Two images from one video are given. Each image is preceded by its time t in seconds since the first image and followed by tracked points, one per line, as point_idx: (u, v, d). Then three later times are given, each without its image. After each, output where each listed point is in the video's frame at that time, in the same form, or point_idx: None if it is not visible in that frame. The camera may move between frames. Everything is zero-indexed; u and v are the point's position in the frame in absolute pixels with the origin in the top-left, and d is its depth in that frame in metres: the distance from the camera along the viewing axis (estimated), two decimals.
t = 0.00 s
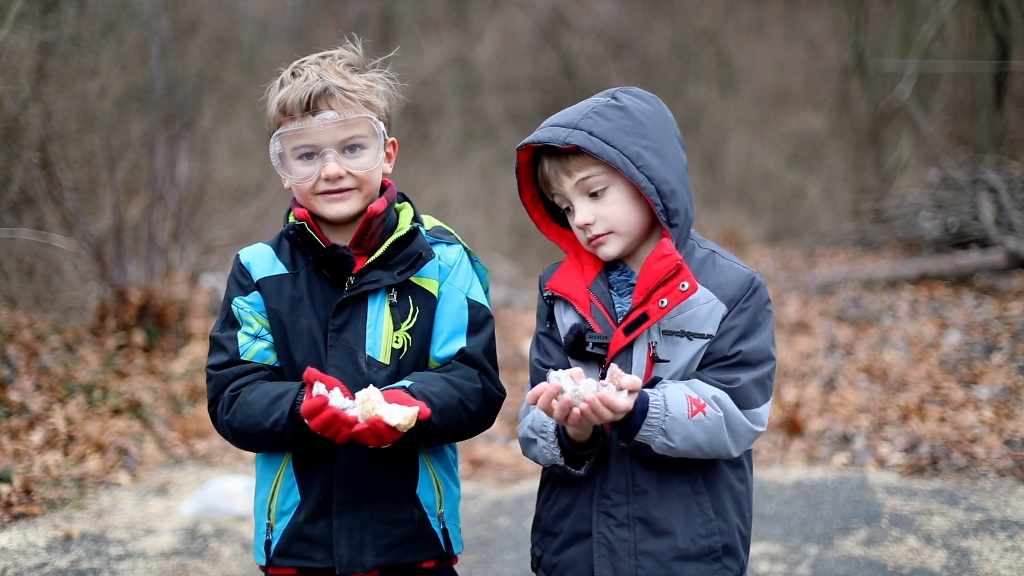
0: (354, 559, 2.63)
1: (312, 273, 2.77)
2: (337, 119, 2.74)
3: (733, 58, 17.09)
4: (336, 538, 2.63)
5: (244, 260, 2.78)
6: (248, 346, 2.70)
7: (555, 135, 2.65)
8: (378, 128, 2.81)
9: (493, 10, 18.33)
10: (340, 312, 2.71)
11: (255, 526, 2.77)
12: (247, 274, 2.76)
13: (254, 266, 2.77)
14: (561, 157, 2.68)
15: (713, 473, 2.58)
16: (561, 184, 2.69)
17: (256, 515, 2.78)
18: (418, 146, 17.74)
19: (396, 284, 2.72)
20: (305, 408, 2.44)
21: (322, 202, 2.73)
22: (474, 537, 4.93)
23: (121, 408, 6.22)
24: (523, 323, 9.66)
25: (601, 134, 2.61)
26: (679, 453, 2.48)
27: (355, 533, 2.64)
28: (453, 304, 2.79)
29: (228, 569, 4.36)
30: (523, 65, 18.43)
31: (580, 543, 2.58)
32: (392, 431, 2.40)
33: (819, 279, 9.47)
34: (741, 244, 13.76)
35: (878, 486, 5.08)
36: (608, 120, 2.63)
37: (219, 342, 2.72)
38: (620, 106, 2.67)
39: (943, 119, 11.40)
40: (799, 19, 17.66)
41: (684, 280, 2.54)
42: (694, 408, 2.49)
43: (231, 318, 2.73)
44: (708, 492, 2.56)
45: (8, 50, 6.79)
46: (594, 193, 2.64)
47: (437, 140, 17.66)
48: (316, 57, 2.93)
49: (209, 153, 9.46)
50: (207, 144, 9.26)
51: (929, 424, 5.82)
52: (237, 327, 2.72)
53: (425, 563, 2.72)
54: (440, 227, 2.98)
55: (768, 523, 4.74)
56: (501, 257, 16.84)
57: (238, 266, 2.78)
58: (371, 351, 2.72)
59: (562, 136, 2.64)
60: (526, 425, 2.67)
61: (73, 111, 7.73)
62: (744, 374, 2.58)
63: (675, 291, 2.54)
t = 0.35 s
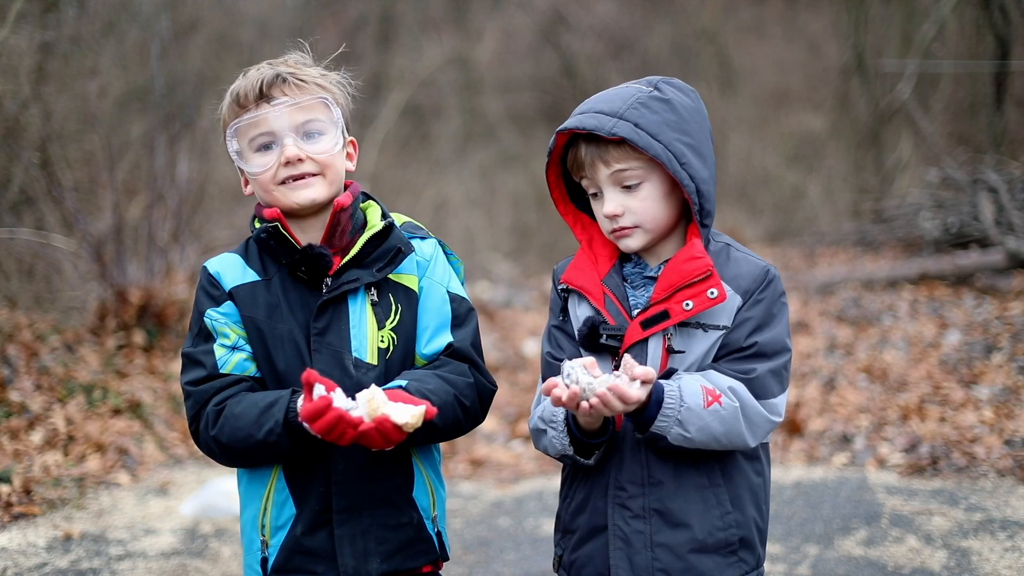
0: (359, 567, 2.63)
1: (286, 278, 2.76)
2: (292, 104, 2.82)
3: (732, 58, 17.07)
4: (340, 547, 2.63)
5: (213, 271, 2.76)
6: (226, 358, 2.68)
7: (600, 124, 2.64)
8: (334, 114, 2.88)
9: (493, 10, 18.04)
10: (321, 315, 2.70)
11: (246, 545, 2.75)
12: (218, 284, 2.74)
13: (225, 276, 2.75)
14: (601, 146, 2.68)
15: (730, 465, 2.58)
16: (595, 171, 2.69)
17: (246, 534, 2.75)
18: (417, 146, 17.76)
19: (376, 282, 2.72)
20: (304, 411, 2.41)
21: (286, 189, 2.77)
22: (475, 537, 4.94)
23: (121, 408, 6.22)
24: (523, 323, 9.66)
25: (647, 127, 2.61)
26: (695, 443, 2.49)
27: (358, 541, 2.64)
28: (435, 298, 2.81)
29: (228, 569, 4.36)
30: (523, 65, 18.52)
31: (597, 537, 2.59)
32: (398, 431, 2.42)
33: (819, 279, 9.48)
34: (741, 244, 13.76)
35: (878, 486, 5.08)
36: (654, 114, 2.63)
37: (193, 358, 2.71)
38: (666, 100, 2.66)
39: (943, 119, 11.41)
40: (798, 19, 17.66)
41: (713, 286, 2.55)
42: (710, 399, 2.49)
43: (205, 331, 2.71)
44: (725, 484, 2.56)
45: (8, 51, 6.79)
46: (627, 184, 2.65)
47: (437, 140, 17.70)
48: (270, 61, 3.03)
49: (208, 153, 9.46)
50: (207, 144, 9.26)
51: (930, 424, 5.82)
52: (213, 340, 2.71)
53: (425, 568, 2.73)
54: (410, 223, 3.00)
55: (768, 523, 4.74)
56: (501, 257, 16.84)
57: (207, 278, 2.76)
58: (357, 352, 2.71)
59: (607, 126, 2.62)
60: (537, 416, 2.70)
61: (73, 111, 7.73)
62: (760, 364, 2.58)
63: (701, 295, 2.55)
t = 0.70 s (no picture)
0: (355, 565, 2.63)
1: (290, 276, 2.76)
2: (302, 105, 2.82)
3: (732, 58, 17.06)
4: (336, 545, 2.63)
5: (217, 269, 2.77)
6: (229, 355, 2.68)
7: (614, 116, 2.62)
8: (343, 116, 2.88)
9: (493, 9, 18.06)
10: (324, 314, 2.70)
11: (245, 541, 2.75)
12: (222, 281, 2.74)
13: (229, 273, 2.75)
14: (614, 139, 2.65)
15: (725, 461, 2.58)
16: (605, 165, 2.66)
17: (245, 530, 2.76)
18: (417, 146, 17.77)
19: (379, 282, 2.72)
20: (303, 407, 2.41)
21: (291, 192, 2.77)
22: (475, 537, 4.94)
23: (121, 408, 6.22)
24: (523, 323, 9.66)
25: (660, 122, 2.60)
26: (689, 430, 2.49)
27: (354, 539, 2.64)
28: (437, 300, 2.80)
29: (228, 569, 4.36)
30: (523, 65, 18.49)
31: (592, 536, 2.58)
32: (393, 430, 2.42)
33: (820, 279, 9.48)
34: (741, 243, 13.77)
35: (878, 486, 5.08)
36: (666, 110, 2.63)
37: (197, 354, 2.70)
38: (675, 97, 2.67)
39: (943, 119, 11.41)
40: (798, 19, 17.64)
41: (704, 281, 2.55)
42: (703, 383, 2.50)
43: (208, 328, 2.71)
44: (721, 480, 2.56)
45: (8, 51, 6.79)
46: (636, 182, 2.64)
47: (436, 140, 17.73)
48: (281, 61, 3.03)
49: (208, 153, 9.46)
50: (207, 144, 9.26)
51: (929, 425, 5.82)
52: (216, 337, 2.70)
53: (422, 567, 2.73)
54: (415, 224, 3.00)
55: (768, 523, 4.75)
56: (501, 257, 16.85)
57: (212, 275, 2.76)
58: (358, 352, 2.71)
59: (622, 119, 2.61)
60: (528, 411, 2.67)
61: (73, 111, 7.73)
62: (753, 357, 2.58)
63: (693, 291, 2.55)
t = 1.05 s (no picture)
0: (364, 557, 2.63)
1: (322, 271, 2.75)
2: (348, 107, 2.79)
3: (732, 58, 17.05)
4: (347, 535, 2.63)
5: (253, 257, 2.75)
6: (259, 345, 2.68)
7: (620, 120, 2.60)
8: (388, 120, 2.84)
9: (493, 10, 18.07)
10: (352, 312, 2.70)
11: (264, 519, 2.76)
12: (257, 271, 2.74)
13: (264, 263, 2.74)
14: (618, 143, 2.64)
15: (723, 461, 2.58)
16: (609, 168, 2.65)
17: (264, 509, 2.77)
18: (417, 146, 17.79)
19: (407, 285, 2.72)
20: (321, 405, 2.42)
21: (330, 190, 2.76)
22: (475, 537, 4.94)
23: (121, 408, 6.22)
24: (523, 323, 9.66)
25: (666, 126, 2.60)
26: (688, 430, 2.49)
27: (366, 531, 2.64)
28: (462, 304, 2.80)
29: (229, 569, 4.36)
30: (523, 65, 18.49)
31: (591, 537, 2.57)
32: (405, 433, 2.42)
33: (820, 279, 9.49)
34: (741, 243, 13.78)
35: (878, 486, 5.08)
36: (672, 115, 2.62)
37: (229, 339, 2.70)
38: (679, 101, 2.66)
39: (943, 119, 11.42)
40: (798, 19, 17.64)
41: (702, 284, 2.55)
42: (701, 383, 2.50)
43: (241, 316, 2.71)
44: (720, 480, 2.56)
45: (8, 51, 6.80)
46: (639, 188, 2.64)
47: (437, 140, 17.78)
48: (333, 54, 3.00)
49: (208, 153, 9.45)
50: (207, 144, 9.26)
51: (930, 424, 5.82)
52: (247, 325, 2.70)
53: (432, 558, 2.73)
54: (448, 224, 2.99)
55: (768, 523, 4.74)
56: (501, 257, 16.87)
57: (247, 263, 2.75)
58: (382, 351, 2.72)
59: (628, 123, 2.59)
60: (526, 413, 2.66)
61: (73, 111, 7.73)
62: (751, 356, 2.58)
63: (691, 293, 2.55)
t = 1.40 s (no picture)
0: (370, 554, 2.63)
1: (329, 272, 2.76)
2: (353, 106, 2.79)
3: (733, 58, 17.04)
4: (353, 534, 2.64)
5: (261, 257, 2.77)
6: (267, 344, 2.70)
7: (634, 118, 2.60)
8: (393, 119, 2.84)
9: (493, 9, 18.04)
10: (357, 312, 2.70)
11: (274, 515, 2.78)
12: (265, 271, 2.75)
13: (272, 264, 2.75)
14: (630, 142, 2.64)
15: (732, 459, 2.58)
16: (619, 166, 2.64)
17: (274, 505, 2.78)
18: (417, 146, 17.80)
19: (413, 284, 2.72)
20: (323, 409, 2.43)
21: (335, 189, 2.76)
22: (475, 537, 4.94)
23: (121, 408, 6.22)
24: (523, 323, 9.67)
25: (679, 125, 2.60)
26: (698, 428, 2.48)
27: (372, 529, 2.65)
28: (468, 302, 2.79)
29: (229, 569, 4.36)
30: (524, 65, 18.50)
31: (602, 537, 2.57)
32: (405, 439, 2.43)
33: (820, 279, 9.49)
34: (741, 243, 13.78)
35: (878, 486, 5.08)
36: (683, 114, 2.63)
37: (237, 338, 2.72)
38: (688, 101, 2.67)
39: (943, 119, 11.41)
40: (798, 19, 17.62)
41: (709, 283, 2.56)
42: (711, 381, 2.50)
43: (250, 315, 2.72)
44: (729, 478, 2.56)
45: (8, 51, 6.79)
46: (648, 186, 2.64)
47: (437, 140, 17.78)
48: (337, 54, 2.99)
49: (208, 153, 9.44)
50: (207, 145, 9.25)
51: (930, 424, 5.82)
52: (256, 325, 2.72)
53: (439, 553, 2.73)
54: (455, 223, 2.98)
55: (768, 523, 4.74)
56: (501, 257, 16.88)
57: (255, 264, 2.76)
58: (388, 351, 2.72)
59: (641, 121, 2.59)
60: (534, 413, 2.66)
61: (73, 111, 7.72)
62: (758, 353, 2.58)
63: (698, 291, 2.56)
